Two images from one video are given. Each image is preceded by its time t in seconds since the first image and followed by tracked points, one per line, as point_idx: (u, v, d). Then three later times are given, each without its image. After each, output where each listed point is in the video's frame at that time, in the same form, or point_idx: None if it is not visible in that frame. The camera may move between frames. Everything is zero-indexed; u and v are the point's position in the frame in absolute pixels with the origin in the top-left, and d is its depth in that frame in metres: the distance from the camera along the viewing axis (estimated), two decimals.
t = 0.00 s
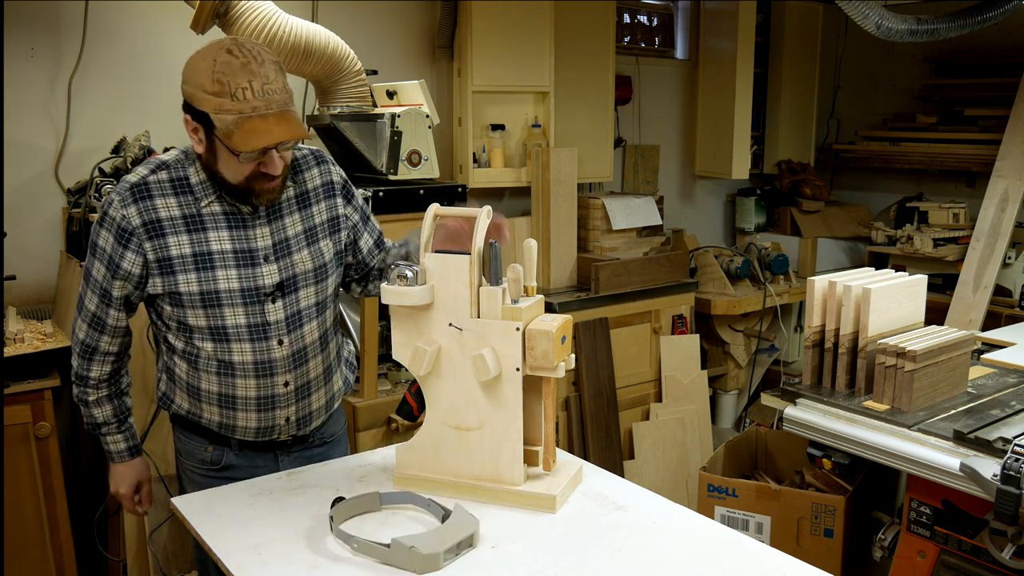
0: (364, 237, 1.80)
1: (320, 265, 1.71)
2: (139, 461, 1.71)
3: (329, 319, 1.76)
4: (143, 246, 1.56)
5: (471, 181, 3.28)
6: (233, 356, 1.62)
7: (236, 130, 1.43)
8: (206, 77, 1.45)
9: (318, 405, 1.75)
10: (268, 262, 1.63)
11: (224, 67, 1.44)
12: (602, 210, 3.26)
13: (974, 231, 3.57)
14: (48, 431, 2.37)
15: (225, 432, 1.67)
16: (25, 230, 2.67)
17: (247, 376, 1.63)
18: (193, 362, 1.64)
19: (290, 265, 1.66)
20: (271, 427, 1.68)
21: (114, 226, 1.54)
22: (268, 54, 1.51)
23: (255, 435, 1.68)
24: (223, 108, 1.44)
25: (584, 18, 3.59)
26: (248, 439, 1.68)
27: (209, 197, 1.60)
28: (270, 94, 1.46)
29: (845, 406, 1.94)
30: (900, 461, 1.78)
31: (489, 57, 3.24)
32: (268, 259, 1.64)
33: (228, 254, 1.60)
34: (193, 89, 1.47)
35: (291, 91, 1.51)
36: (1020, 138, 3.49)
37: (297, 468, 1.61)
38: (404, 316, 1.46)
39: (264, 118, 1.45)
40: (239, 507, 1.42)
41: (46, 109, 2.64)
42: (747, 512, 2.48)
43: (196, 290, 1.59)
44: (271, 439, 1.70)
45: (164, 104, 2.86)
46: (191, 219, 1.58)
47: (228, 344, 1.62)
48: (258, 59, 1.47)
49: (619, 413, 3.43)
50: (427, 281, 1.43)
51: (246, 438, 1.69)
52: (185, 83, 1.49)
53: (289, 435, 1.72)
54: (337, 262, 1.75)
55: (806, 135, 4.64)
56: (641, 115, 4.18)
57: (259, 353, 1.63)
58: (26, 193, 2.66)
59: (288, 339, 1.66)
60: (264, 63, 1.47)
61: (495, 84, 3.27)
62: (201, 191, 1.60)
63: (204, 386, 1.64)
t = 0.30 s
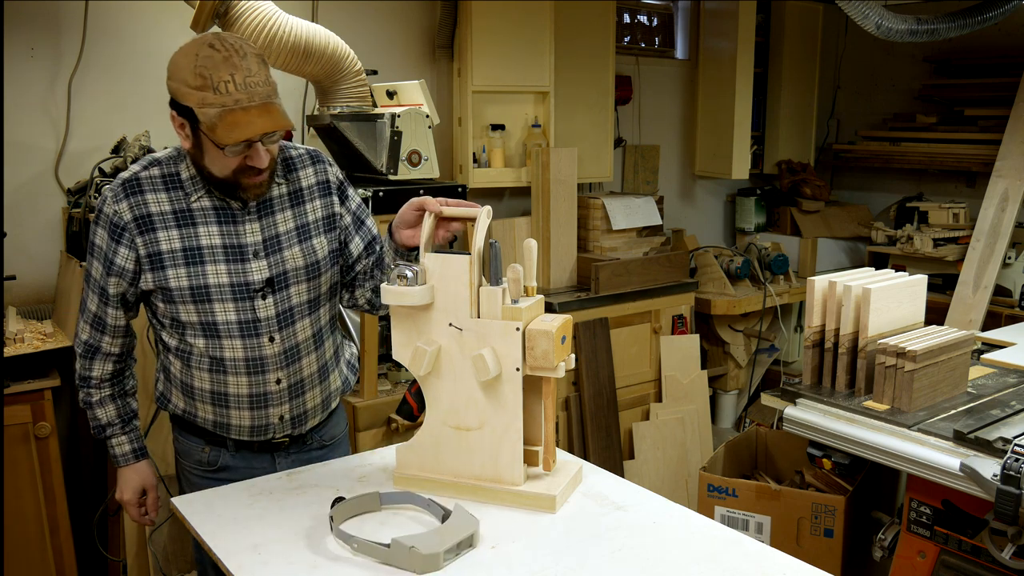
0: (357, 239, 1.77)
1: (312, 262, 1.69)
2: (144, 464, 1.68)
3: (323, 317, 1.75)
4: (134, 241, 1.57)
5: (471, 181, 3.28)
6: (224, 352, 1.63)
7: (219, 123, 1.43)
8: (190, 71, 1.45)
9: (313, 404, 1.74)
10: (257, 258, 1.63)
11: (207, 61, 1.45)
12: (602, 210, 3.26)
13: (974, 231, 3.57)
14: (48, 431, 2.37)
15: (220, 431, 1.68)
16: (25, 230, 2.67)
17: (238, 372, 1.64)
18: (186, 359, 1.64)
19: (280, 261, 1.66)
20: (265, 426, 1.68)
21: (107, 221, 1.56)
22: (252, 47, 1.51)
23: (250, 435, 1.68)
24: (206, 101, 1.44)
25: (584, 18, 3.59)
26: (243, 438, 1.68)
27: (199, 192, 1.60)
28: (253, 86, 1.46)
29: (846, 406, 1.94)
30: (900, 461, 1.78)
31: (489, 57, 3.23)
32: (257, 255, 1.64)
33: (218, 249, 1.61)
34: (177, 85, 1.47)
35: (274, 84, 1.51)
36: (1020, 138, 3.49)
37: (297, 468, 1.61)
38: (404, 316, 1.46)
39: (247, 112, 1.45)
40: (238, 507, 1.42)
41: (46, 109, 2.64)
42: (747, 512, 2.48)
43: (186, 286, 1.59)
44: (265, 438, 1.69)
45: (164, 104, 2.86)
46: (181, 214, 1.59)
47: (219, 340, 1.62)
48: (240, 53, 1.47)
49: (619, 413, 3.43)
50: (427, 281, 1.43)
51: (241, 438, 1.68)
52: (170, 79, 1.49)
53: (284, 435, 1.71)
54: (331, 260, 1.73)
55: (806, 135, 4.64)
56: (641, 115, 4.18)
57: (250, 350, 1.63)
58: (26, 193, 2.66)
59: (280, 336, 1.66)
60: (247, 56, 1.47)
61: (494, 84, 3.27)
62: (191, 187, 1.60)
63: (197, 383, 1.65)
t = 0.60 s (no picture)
0: (355, 235, 1.77)
1: (309, 261, 1.69)
2: (137, 470, 1.69)
3: (322, 316, 1.75)
4: (129, 245, 1.57)
5: (471, 181, 3.27)
6: (222, 353, 1.63)
7: (204, 119, 1.46)
8: (173, 69, 1.47)
9: (313, 403, 1.74)
10: (253, 258, 1.63)
11: (189, 57, 1.47)
12: (602, 210, 3.26)
13: (974, 231, 3.57)
14: (48, 431, 2.37)
15: (220, 432, 1.68)
16: (25, 230, 2.67)
17: (237, 373, 1.64)
18: (185, 361, 1.64)
19: (277, 261, 1.66)
20: (265, 425, 1.68)
21: (101, 226, 1.57)
22: (236, 44, 1.53)
23: (250, 435, 1.68)
24: (191, 98, 1.46)
25: (584, 18, 3.60)
26: (243, 438, 1.68)
27: (192, 193, 1.61)
28: (236, 81, 1.48)
29: (845, 406, 1.94)
30: (900, 461, 1.78)
31: (489, 57, 3.24)
32: (253, 254, 1.64)
33: (213, 250, 1.61)
34: (162, 84, 1.49)
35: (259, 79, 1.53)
36: (1020, 138, 3.49)
37: (297, 468, 1.62)
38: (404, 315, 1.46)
39: (231, 105, 1.47)
40: (239, 507, 1.43)
41: (46, 109, 2.64)
42: (747, 512, 2.48)
43: (183, 288, 1.59)
44: (266, 438, 1.69)
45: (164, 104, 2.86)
46: (176, 215, 1.59)
47: (217, 341, 1.62)
48: (222, 47, 1.49)
49: (619, 413, 3.43)
50: (427, 280, 1.44)
51: (241, 438, 1.69)
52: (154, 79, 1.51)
53: (285, 434, 1.71)
54: (328, 258, 1.73)
55: (806, 135, 4.64)
56: (641, 115, 4.18)
57: (249, 350, 1.64)
58: (25, 193, 2.66)
59: (278, 336, 1.65)
60: (229, 51, 1.49)
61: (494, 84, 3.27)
62: (184, 188, 1.61)
63: (196, 384, 1.65)
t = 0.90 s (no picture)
0: (354, 233, 1.78)
1: (307, 259, 1.70)
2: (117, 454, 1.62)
3: (320, 314, 1.75)
4: (127, 243, 1.57)
5: (471, 181, 3.27)
6: (222, 351, 1.62)
7: (202, 112, 1.47)
8: (170, 64, 1.49)
9: (313, 401, 1.74)
10: (252, 257, 1.63)
11: (186, 51, 1.49)
12: (602, 210, 3.26)
13: (974, 231, 3.57)
14: (48, 431, 2.37)
15: (220, 432, 1.68)
16: (25, 230, 2.67)
17: (237, 371, 1.64)
18: (184, 360, 1.64)
19: (275, 259, 1.66)
20: (266, 424, 1.68)
21: (98, 225, 1.56)
22: (231, 40, 1.56)
23: (250, 433, 1.68)
24: (189, 92, 1.48)
25: (584, 18, 3.59)
26: (243, 437, 1.68)
27: (191, 192, 1.61)
28: (233, 74, 1.50)
29: (846, 406, 1.94)
30: (901, 461, 1.78)
31: (489, 57, 3.24)
32: (252, 253, 1.64)
33: (212, 248, 1.61)
34: (160, 80, 1.50)
35: (256, 74, 1.55)
36: (1020, 138, 3.49)
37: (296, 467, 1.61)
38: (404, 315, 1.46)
39: (228, 97, 1.48)
40: (239, 507, 1.42)
41: (46, 109, 2.64)
42: (747, 512, 2.48)
43: (182, 286, 1.59)
44: (266, 436, 1.69)
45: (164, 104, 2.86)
46: (174, 214, 1.59)
47: (217, 339, 1.62)
48: (218, 42, 1.51)
49: (619, 413, 3.43)
50: (431, 280, 1.45)
51: (241, 438, 1.69)
52: (152, 76, 1.52)
53: (285, 432, 1.71)
54: (326, 257, 1.74)
55: (806, 135, 4.64)
56: (641, 115, 4.18)
57: (249, 348, 1.63)
58: (25, 193, 2.66)
59: (277, 334, 1.65)
60: (225, 46, 1.51)
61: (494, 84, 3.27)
62: (183, 187, 1.61)
63: (195, 383, 1.65)
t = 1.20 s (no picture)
0: (348, 234, 1.80)
1: (303, 258, 1.71)
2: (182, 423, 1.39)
3: (315, 314, 1.76)
4: (126, 243, 1.55)
5: (471, 181, 3.27)
6: (217, 350, 1.62)
7: (202, 110, 1.48)
8: (171, 62, 1.49)
9: (308, 400, 1.75)
10: (249, 255, 1.64)
11: (187, 50, 1.49)
12: (602, 210, 3.27)
13: (974, 231, 3.57)
14: (48, 431, 2.37)
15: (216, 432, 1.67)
16: (25, 230, 2.67)
17: (233, 370, 1.63)
18: (179, 361, 1.63)
19: (271, 257, 1.66)
20: (261, 423, 1.68)
21: (98, 226, 1.53)
22: (233, 39, 1.56)
23: (246, 433, 1.68)
24: (189, 90, 1.48)
25: (584, 18, 3.59)
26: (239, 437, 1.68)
27: (189, 191, 1.61)
28: (234, 73, 1.50)
29: (845, 406, 1.94)
30: (900, 461, 1.78)
31: (489, 57, 3.24)
32: (249, 251, 1.64)
33: (209, 246, 1.61)
34: (160, 77, 1.51)
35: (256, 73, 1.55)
36: (1020, 138, 3.49)
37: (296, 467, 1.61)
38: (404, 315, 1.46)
39: (230, 97, 1.49)
40: (239, 508, 1.42)
41: (46, 109, 2.64)
42: (747, 512, 2.48)
43: (180, 286, 1.58)
44: (262, 435, 1.69)
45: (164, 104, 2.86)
46: (172, 214, 1.59)
47: (212, 338, 1.61)
48: (219, 41, 1.52)
49: (619, 413, 3.43)
50: (432, 280, 1.45)
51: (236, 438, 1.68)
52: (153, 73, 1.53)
53: (281, 432, 1.72)
54: (321, 256, 1.75)
55: (806, 135, 4.64)
56: (641, 115, 4.18)
57: (244, 346, 1.63)
58: (25, 193, 2.65)
59: (273, 332, 1.66)
60: (227, 45, 1.52)
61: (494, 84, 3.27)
62: (180, 186, 1.61)
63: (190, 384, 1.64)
